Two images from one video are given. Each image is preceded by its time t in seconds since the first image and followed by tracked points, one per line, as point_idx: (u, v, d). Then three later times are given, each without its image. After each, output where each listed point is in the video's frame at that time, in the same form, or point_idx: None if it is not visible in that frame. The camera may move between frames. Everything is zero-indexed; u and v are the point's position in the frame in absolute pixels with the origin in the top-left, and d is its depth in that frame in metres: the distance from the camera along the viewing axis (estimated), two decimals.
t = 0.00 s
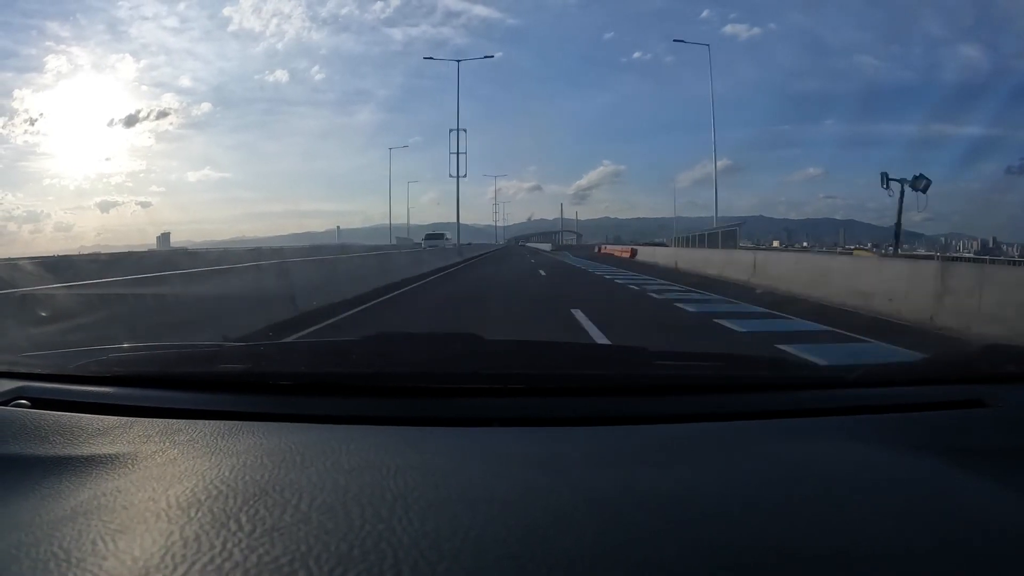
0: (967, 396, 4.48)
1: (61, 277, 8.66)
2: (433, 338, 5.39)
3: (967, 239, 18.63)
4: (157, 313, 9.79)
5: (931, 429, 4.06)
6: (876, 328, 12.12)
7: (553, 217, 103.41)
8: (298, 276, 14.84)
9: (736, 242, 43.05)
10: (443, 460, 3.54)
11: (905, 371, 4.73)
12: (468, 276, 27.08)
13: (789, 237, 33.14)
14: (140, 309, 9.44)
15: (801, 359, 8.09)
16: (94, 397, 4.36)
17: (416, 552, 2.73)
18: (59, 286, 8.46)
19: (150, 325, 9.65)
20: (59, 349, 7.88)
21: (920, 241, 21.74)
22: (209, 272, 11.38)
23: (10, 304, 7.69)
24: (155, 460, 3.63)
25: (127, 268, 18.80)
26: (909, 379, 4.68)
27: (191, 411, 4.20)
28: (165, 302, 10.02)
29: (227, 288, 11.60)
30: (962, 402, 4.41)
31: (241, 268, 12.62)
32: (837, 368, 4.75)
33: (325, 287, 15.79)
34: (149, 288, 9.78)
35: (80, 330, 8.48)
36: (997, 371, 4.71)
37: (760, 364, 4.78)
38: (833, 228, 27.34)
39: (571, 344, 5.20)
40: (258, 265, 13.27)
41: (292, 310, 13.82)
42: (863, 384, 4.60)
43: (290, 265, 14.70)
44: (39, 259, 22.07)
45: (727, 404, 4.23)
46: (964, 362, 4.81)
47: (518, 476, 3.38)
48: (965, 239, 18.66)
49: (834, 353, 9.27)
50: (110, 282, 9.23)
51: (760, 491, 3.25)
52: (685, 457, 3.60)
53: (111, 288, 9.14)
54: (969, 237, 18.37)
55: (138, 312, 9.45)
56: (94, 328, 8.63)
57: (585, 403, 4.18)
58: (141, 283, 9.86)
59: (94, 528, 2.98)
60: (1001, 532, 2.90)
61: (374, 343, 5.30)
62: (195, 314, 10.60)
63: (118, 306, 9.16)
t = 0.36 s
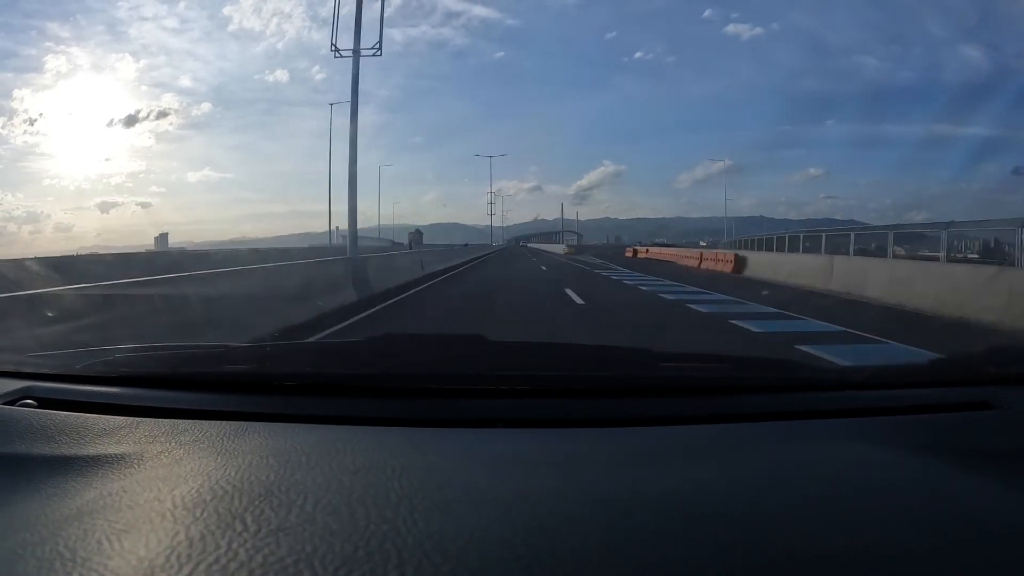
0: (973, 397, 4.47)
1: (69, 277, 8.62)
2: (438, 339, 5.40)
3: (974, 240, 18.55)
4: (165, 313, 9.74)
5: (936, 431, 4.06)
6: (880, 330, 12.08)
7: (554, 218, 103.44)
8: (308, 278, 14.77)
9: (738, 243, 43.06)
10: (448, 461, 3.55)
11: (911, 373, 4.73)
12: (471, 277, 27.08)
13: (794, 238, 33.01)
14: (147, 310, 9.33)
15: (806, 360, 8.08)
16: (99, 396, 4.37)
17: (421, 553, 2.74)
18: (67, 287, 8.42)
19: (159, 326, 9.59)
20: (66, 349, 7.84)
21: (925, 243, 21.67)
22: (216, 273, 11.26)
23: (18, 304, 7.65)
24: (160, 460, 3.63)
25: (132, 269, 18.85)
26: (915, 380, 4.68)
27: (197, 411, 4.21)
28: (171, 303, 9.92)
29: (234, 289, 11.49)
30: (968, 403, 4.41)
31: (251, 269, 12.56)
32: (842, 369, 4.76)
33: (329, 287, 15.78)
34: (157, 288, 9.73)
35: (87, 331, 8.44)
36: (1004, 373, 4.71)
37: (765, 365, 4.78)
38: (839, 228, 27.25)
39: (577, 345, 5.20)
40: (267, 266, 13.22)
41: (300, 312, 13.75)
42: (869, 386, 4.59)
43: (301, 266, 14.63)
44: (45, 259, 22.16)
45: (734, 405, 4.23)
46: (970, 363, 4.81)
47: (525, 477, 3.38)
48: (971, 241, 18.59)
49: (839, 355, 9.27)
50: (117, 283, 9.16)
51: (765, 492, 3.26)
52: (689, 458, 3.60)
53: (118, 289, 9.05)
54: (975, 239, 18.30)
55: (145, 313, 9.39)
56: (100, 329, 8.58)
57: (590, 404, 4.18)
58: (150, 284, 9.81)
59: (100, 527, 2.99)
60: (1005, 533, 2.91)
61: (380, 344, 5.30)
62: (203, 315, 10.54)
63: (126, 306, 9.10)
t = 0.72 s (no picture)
0: (974, 399, 4.47)
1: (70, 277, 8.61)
2: (439, 339, 5.40)
3: (977, 241, 18.50)
4: (166, 313, 9.71)
5: (936, 432, 4.06)
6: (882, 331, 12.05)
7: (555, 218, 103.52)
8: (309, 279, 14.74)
9: (738, 242, 43.14)
10: (448, 462, 3.54)
11: (913, 374, 4.72)
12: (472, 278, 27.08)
13: (795, 240, 32.95)
14: (146, 309, 9.30)
15: (808, 361, 8.07)
16: (100, 396, 4.36)
17: (421, 553, 2.73)
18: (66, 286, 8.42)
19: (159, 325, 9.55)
20: (66, 348, 7.81)
21: (928, 244, 21.61)
22: (216, 273, 11.26)
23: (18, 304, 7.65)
24: (160, 460, 3.63)
25: (134, 269, 18.86)
26: (916, 382, 4.67)
27: (196, 411, 4.20)
28: (171, 303, 9.89)
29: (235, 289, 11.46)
30: (969, 405, 4.41)
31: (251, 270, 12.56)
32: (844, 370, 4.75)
33: (329, 287, 15.76)
34: (157, 288, 9.71)
35: (86, 330, 8.41)
36: (1005, 375, 4.71)
37: (766, 366, 4.78)
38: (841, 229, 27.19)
39: (578, 346, 5.19)
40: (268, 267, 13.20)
41: (302, 312, 13.74)
42: (870, 387, 4.59)
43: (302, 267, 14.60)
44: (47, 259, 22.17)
45: (734, 405, 4.23)
46: (971, 365, 4.80)
47: (526, 477, 3.37)
48: (974, 242, 18.53)
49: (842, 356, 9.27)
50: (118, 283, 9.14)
51: (766, 493, 3.25)
52: (690, 459, 3.59)
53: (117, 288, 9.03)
54: (978, 240, 18.24)
55: (146, 312, 9.37)
56: (100, 328, 8.56)
57: (590, 404, 4.18)
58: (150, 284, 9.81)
59: (100, 527, 2.99)
60: (1006, 535, 2.90)
61: (381, 344, 5.30)
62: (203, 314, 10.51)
63: (126, 305, 9.08)
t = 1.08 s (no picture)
0: (974, 400, 4.47)
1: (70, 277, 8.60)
2: (440, 340, 5.40)
3: (977, 242, 18.46)
4: (166, 313, 9.70)
5: (936, 434, 4.05)
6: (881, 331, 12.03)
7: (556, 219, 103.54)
8: (309, 279, 14.73)
9: (738, 243, 43.15)
10: (448, 462, 3.54)
11: (913, 376, 4.72)
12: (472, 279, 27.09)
13: (795, 240, 32.93)
14: (145, 309, 9.27)
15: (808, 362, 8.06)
16: (100, 395, 4.36)
17: (421, 553, 2.73)
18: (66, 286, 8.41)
19: (158, 325, 9.54)
20: (66, 348, 7.80)
21: (928, 245, 21.61)
22: (216, 273, 11.25)
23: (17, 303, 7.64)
24: (160, 459, 3.63)
25: (134, 270, 18.87)
26: (917, 383, 4.67)
27: (196, 411, 4.20)
28: (170, 302, 9.86)
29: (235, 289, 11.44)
30: (969, 407, 4.40)
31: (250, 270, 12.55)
32: (844, 371, 4.75)
33: (330, 288, 15.77)
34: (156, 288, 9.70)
35: (86, 330, 8.41)
36: (1005, 376, 4.70)
37: (767, 366, 4.78)
38: (841, 229, 27.16)
39: (579, 347, 5.19)
40: (268, 267, 13.19)
41: (301, 312, 13.74)
42: (870, 388, 4.58)
43: (302, 267, 14.60)
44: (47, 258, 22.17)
45: (735, 406, 4.22)
46: (971, 367, 4.80)
47: (526, 477, 3.37)
48: (974, 242, 18.48)
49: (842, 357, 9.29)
50: (118, 283, 9.13)
51: (767, 494, 3.25)
52: (690, 459, 3.59)
53: (116, 287, 9.00)
54: (978, 239, 18.19)
55: (145, 312, 9.35)
56: (100, 328, 8.55)
57: (590, 405, 4.17)
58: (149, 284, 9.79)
59: (99, 526, 2.98)
60: (1006, 537, 2.90)
61: (381, 344, 5.29)
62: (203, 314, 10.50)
63: (126, 305, 9.07)
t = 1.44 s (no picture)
0: (972, 402, 4.46)
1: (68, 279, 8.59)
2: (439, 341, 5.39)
3: (975, 240, 18.45)
4: (164, 314, 9.69)
5: (935, 435, 4.05)
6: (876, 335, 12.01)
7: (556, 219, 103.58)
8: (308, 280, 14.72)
9: (739, 243, 43.17)
10: (446, 464, 3.54)
11: (911, 377, 4.71)
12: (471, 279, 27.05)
13: (794, 239, 32.88)
14: (144, 309, 9.25)
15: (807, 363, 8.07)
16: (97, 396, 4.36)
17: (418, 554, 2.73)
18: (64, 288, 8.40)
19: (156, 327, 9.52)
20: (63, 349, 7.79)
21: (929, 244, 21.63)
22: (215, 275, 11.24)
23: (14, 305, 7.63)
24: (157, 461, 3.62)
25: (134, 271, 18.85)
26: (915, 385, 4.67)
27: (194, 412, 4.19)
28: (169, 303, 9.84)
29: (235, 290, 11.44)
30: (967, 409, 4.40)
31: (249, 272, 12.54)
32: (842, 373, 4.75)
33: (330, 289, 15.77)
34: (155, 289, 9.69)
35: (83, 331, 8.40)
36: (1003, 377, 4.70)
37: (765, 368, 4.78)
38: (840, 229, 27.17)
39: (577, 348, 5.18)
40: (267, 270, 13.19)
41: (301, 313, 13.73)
42: (868, 390, 4.58)
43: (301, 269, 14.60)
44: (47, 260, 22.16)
45: (733, 408, 4.22)
46: (969, 369, 4.80)
47: (523, 479, 3.37)
48: (972, 240, 18.47)
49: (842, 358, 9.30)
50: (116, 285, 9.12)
51: (765, 495, 3.24)
52: (688, 461, 3.59)
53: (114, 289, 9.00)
54: (976, 237, 18.16)
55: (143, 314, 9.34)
56: (98, 330, 8.55)
57: (588, 407, 4.17)
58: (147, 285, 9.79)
59: (96, 527, 2.98)
60: (1005, 538, 2.89)
61: (379, 346, 5.29)
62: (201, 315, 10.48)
63: (124, 306, 9.06)
